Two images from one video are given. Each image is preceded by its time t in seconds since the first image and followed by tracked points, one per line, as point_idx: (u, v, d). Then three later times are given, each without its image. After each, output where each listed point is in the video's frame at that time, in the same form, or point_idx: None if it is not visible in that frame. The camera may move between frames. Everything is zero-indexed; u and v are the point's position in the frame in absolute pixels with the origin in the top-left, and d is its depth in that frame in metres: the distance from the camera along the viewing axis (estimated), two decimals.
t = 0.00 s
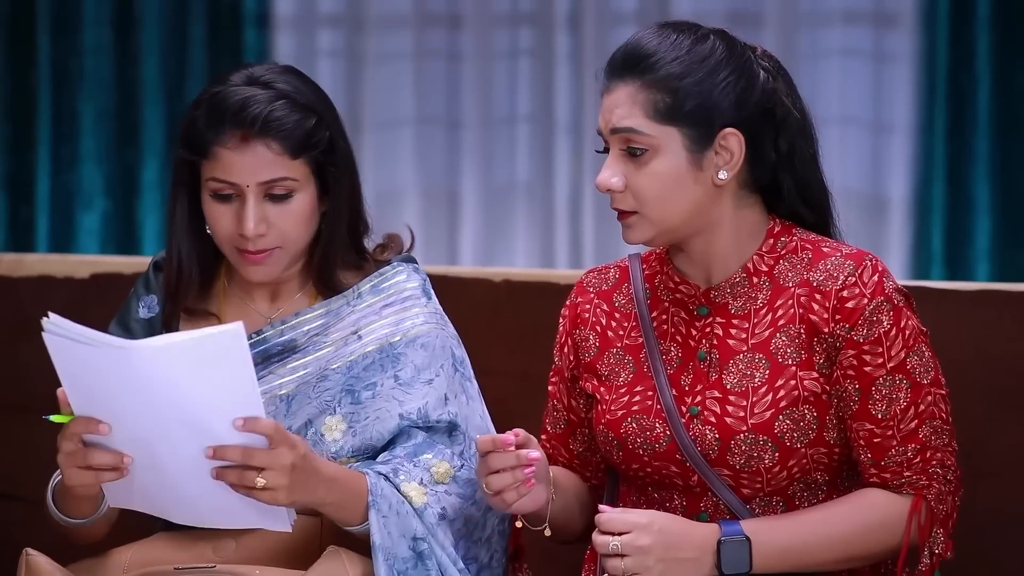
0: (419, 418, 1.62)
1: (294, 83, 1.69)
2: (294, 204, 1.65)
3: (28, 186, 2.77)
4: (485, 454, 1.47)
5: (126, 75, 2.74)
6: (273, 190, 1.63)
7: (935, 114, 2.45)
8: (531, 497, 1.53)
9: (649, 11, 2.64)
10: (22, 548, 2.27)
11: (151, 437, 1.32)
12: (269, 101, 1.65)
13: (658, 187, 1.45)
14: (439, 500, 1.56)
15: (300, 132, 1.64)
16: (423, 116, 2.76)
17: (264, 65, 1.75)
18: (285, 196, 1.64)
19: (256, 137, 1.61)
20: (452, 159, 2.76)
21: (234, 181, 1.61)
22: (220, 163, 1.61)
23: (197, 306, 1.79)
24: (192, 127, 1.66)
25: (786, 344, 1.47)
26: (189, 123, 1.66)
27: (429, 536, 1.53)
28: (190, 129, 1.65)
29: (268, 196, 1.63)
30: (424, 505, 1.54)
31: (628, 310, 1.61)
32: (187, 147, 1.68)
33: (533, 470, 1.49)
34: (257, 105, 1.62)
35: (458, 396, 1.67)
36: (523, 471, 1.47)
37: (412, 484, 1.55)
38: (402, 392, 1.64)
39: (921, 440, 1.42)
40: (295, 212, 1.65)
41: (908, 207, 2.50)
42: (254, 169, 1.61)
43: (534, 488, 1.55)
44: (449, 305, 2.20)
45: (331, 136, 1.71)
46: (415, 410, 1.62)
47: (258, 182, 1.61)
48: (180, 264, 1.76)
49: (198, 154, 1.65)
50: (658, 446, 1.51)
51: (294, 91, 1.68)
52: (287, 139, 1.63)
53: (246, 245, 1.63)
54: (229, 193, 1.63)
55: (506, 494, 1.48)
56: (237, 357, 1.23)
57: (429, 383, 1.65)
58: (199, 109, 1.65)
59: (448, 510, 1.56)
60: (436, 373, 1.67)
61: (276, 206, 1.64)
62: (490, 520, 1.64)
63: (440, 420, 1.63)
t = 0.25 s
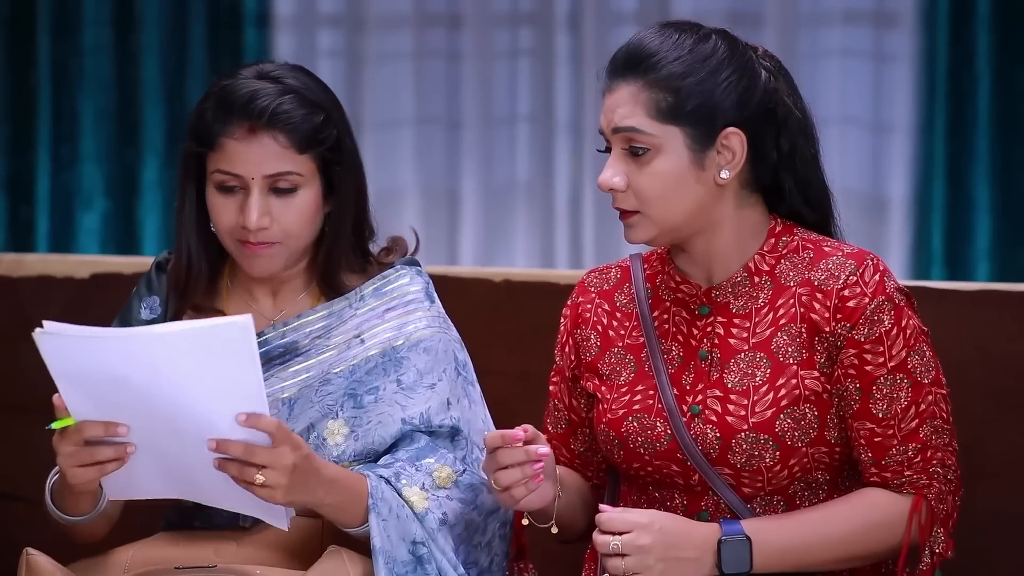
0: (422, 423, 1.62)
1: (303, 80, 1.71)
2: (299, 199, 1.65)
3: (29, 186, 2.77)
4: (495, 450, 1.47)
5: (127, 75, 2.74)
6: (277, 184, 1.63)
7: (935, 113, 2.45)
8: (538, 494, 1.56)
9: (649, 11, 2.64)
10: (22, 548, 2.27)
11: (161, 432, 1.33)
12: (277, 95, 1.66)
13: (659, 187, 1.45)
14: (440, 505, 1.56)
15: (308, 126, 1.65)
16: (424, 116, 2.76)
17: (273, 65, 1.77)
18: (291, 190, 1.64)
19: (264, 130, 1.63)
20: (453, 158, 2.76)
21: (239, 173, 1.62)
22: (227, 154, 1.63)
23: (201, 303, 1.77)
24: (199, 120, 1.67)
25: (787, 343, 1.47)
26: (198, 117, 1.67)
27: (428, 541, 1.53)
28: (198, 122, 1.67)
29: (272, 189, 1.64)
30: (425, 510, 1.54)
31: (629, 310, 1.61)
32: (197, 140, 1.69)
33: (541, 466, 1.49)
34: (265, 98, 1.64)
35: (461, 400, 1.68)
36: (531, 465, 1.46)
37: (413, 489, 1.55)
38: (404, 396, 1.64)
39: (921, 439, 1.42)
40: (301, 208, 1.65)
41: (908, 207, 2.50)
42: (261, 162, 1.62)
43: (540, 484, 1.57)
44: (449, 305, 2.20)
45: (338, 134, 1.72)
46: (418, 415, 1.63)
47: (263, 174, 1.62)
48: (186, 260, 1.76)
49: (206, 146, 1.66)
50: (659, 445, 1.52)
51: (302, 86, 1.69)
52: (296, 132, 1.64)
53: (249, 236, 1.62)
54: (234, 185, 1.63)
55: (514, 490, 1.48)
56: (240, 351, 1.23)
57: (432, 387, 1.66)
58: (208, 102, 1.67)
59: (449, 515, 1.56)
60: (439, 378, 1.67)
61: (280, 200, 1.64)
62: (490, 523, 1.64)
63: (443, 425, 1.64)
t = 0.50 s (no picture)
0: (424, 429, 1.62)
1: (301, 74, 1.71)
2: (296, 190, 1.65)
3: (30, 186, 2.77)
4: (493, 445, 1.46)
5: (127, 75, 2.74)
6: (276, 174, 1.64)
7: (936, 113, 2.45)
8: (536, 489, 1.55)
9: (649, 11, 2.63)
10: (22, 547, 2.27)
11: (149, 460, 1.32)
12: (274, 86, 1.67)
13: (660, 185, 1.45)
14: (446, 515, 1.56)
15: (305, 116, 1.66)
16: (424, 116, 2.76)
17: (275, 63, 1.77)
18: (288, 181, 1.65)
19: (261, 119, 1.63)
20: (453, 158, 2.76)
21: (236, 163, 1.62)
22: (224, 145, 1.63)
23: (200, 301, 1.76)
24: (197, 113, 1.67)
25: (786, 343, 1.47)
26: (196, 110, 1.68)
27: (433, 551, 1.54)
28: (196, 115, 1.67)
29: (270, 180, 1.64)
30: (431, 521, 1.54)
31: (629, 310, 1.61)
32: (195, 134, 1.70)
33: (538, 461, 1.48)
34: (261, 88, 1.65)
35: (463, 404, 1.68)
36: (529, 461, 1.46)
37: (419, 500, 1.55)
38: (406, 403, 1.64)
39: (920, 440, 1.41)
40: (299, 200, 1.65)
41: (908, 207, 2.50)
42: (259, 151, 1.62)
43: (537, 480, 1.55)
44: (450, 305, 2.20)
45: (337, 128, 1.72)
46: (420, 421, 1.62)
47: (260, 164, 1.62)
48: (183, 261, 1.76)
49: (204, 138, 1.66)
50: (658, 445, 1.51)
51: (300, 78, 1.70)
52: (292, 121, 1.65)
53: (245, 228, 1.62)
54: (231, 175, 1.64)
55: (512, 485, 1.48)
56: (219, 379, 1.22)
57: (434, 393, 1.65)
58: (205, 95, 1.67)
59: (455, 523, 1.56)
60: (440, 383, 1.67)
61: (277, 192, 1.64)
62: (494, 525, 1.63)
63: (446, 431, 1.63)
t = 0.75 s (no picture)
0: (425, 432, 1.62)
1: (299, 76, 1.71)
2: (295, 195, 1.65)
3: (30, 186, 2.77)
4: (479, 442, 1.47)
5: (127, 75, 2.74)
6: (274, 179, 1.64)
7: (936, 113, 2.44)
8: (526, 485, 1.53)
9: (650, 11, 2.63)
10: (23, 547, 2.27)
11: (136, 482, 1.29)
12: (271, 88, 1.67)
13: (654, 183, 1.45)
14: (447, 536, 1.57)
15: (302, 120, 1.66)
16: (424, 116, 2.76)
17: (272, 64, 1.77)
18: (286, 186, 1.65)
19: (257, 123, 1.63)
20: (453, 158, 2.76)
21: (234, 168, 1.61)
22: (223, 150, 1.62)
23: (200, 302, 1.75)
24: (194, 117, 1.67)
25: (780, 347, 1.46)
26: (193, 113, 1.68)
27: (426, 567, 1.55)
28: (194, 119, 1.67)
29: (269, 185, 1.64)
30: (431, 544, 1.55)
31: (625, 313, 1.61)
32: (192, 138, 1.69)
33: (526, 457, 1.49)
34: (258, 92, 1.64)
35: (466, 405, 1.68)
36: (516, 456, 1.47)
37: (418, 522, 1.56)
38: (408, 405, 1.64)
39: (913, 444, 1.41)
40: (297, 203, 1.65)
41: (908, 208, 2.50)
42: (257, 155, 1.62)
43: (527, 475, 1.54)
44: (450, 305, 2.20)
45: (335, 130, 1.72)
46: (422, 424, 1.62)
47: (258, 169, 1.62)
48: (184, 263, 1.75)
49: (202, 143, 1.66)
50: (653, 449, 1.52)
51: (297, 81, 1.70)
52: (290, 125, 1.64)
53: (245, 235, 1.62)
54: (231, 181, 1.63)
55: (500, 482, 1.49)
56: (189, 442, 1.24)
57: (435, 396, 1.66)
58: (203, 98, 1.67)
59: (456, 544, 1.57)
60: (442, 385, 1.67)
61: (276, 197, 1.64)
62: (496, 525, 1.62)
63: (448, 433, 1.63)
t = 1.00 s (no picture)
0: (418, 428, 1.61)
1: (300, 80, 1.71)
2: (299, 199, 1.65)
3: (29, 186, 2.77)
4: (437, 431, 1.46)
5: (127, 75, 2.74)
6: (276, 183, 1.63)
7: (936, 113, 2.44)
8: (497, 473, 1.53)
9: (650, 11, 2.63)
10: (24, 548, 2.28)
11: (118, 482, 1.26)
12: (272, 93, 1.67)
13: (641, 178, 1.46)
14: (433, 525, 1.57)
15: (304, 124, 1.66)
16: (424, 117, 2.76)
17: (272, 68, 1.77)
18: (290, 190, 1.64)
19: (259, 129, 1.63)
20: (452, 159, 2.76)
21: (237, 174, 1.62)
22: (224, 156, 1.62)
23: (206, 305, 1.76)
24: (196, 124, 1.67)
25: (769, 351, 1.47)
26: (195, 120, 1.68)
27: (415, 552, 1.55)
28: (196, 126, 1.67)
29: (272, 189, 1.63)
30: (420, 532, 1.56)
31: (620, 316, 1.61)
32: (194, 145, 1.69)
33: (487, 439, 1.49)
34: (259, 97, 1.64)
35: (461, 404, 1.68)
36: (477, 440, 1.46)
37: (408, 510, 1.56)
38: (402, 401, 1.64)
39: (893, 448, 1.39)
40: (300, 207, 1.65)
41: (908, 209, 2.50)
42: (259, 161, 1.62)
43: (492, 461, 1.54)
44: (450, 305, 2.20)
45: (336, 133, 1.72)
46: (414, 420, 1.62)
47: (260, 173, 1.62)
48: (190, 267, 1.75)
49: (204, 149, 1.66)
50: (646, 454, 1.52)
51: (297, 85, 1.69)
52: (291, 130, 1.64)
53: (249, 240, 1.62)
54: (234, 187, 1.63)
55: (466, 468, 1.48)
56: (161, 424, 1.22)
57: (429, 393, 1.65)
58: (204, 105, 1.67)
59: (441, 532, 1.58)
60: (437, 383, 1.67)
61: (280, 202, 1.63)
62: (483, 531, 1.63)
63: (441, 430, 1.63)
